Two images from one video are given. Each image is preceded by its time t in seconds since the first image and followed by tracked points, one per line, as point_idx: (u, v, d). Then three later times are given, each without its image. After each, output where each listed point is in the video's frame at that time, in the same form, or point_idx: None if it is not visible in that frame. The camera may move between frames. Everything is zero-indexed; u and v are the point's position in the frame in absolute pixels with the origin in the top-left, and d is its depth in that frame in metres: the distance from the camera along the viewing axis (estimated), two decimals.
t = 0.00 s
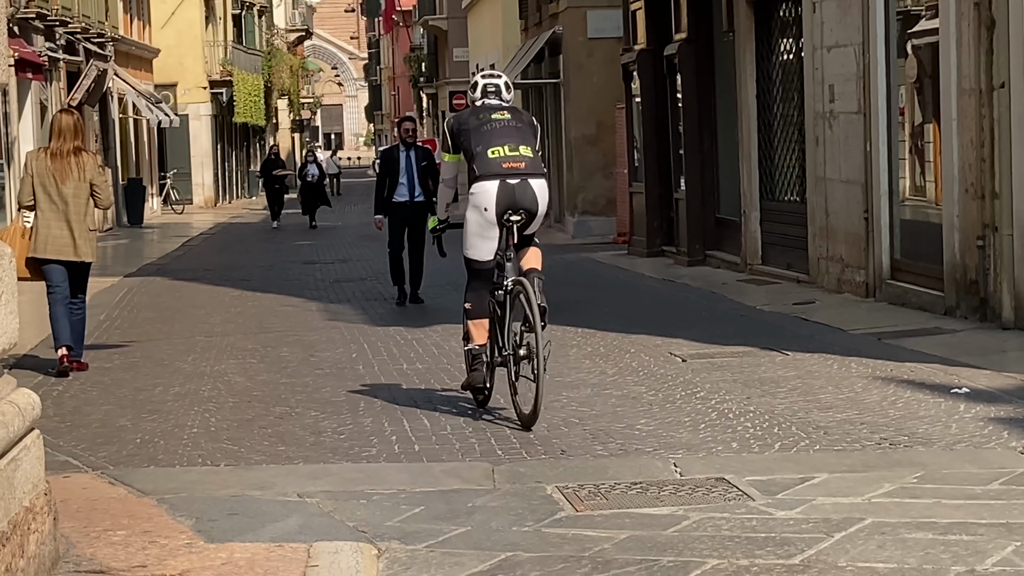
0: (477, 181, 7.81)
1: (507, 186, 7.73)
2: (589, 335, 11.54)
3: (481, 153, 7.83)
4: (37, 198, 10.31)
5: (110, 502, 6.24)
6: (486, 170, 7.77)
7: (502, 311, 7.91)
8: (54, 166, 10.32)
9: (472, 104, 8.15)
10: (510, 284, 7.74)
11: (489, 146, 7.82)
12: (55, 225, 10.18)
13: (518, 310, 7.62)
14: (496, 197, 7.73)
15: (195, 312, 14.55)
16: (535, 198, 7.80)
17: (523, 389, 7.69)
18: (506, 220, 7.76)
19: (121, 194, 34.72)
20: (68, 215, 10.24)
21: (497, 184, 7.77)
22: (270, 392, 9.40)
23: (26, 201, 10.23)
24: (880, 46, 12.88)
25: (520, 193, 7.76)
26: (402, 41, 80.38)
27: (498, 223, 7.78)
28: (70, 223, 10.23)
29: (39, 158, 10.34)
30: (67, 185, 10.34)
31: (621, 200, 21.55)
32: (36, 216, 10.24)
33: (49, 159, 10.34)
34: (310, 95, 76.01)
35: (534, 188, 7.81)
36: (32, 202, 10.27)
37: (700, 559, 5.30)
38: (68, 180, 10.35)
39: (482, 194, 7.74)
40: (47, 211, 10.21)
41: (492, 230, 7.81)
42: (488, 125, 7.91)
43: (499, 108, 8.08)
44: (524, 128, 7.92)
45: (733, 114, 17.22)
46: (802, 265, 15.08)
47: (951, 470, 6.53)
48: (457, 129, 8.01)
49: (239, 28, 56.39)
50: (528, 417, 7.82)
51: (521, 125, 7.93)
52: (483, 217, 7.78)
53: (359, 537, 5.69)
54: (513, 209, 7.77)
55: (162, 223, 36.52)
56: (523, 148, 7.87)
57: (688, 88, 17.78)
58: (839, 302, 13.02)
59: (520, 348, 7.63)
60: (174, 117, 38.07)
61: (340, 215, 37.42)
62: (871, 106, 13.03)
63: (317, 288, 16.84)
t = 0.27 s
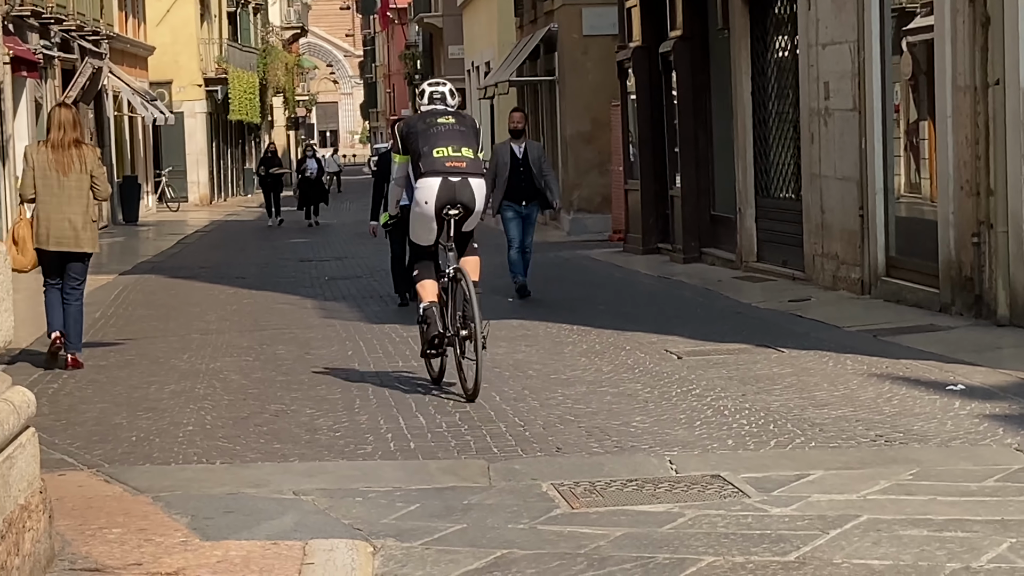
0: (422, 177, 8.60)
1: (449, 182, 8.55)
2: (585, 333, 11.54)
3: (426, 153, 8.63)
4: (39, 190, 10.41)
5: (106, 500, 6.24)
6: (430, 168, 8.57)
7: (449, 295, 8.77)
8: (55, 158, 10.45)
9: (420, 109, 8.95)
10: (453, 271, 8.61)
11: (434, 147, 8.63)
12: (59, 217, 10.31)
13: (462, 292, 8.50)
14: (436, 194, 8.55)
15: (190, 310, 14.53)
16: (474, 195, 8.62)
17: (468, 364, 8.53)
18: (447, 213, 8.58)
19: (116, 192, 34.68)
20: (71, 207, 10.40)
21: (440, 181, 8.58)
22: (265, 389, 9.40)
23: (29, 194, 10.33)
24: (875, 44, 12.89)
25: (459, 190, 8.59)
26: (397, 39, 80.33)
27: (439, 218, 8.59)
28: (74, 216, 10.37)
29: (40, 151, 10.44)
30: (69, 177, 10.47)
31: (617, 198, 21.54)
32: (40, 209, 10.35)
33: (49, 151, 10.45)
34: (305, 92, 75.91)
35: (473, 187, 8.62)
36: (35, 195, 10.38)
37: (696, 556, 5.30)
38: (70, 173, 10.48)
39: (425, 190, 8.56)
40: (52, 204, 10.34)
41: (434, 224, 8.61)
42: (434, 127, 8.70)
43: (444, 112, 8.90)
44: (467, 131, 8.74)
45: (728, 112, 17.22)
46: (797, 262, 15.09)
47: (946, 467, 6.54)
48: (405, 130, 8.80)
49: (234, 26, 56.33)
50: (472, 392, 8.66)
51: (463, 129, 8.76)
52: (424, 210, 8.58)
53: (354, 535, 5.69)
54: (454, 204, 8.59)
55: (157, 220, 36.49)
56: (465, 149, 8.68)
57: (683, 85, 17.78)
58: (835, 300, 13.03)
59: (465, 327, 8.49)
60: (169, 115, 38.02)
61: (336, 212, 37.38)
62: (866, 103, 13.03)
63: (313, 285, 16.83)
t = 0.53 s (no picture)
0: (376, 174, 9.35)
1: (400, 178, 9.27)
2: (580, 330, 11.55)
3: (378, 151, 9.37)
4: (35, 195, 10.47)
5: (101, 498, 6.24)
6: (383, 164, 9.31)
7: (399, 282, 9.54)
8: (50, 163, 10.48)
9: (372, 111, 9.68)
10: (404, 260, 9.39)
11: (387, 147, 9.36)
12: (54, 221, 10.39)
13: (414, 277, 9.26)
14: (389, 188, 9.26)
15: (186, 307, 14.54)
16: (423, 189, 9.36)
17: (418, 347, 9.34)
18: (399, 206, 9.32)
19: (111, 189, 34.66)
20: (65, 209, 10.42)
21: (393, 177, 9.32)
22: (260, 386, 9.40)
23: (23, 201, 10.43)
24: (870, 41, 12.90)
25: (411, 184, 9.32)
26: (392, 36, 80.30)
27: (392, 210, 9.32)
28: (68, 220, 10.43)
29: (35, 155, 10.51)
30: (64, 180, 10.49)
31: (612, 195, 21.55)
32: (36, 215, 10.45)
33: (44, 156, 10.49)
34: (300, 89, 75.85)
35: (423, 183, 9.37)
36: (31, 199, 10.47)
37: (691, 553, 5.31)
38: (66, 176, 10.51)
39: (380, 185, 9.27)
40: (46, 209, 10.41)
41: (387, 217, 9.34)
42: (386, 128, 9.44)
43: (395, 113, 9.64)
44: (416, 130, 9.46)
45: (723, 109, 17.23)
46: (792, 260, 15.10)
47: (941, 464, 6.55)
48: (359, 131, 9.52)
49: (229, 23, 56.29)
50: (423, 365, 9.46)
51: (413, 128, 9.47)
52: (379, 203, 9.30)
53: (350, 532, 5.70)
54: (405, 198, 9.32)
55: (152, 218, 36.46)
56: (414, 148, 9.43)
57: (679, 83, 17.79)
58: (829, 297, 13.03)
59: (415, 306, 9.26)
60: (164, 112, 38.00)
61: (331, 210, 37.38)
62: (861, 100, 13.04)
63: (308, 282, 16.82)
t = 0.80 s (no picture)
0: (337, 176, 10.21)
1: (359, 181, 10.13)
2: (576, 328, 11.54)
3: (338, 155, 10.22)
4: (25, 190, 10.73)
5: (96, 496, 6.23)
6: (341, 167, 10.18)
7: (355, 276, 10.30)
8: (41, 158, 10.76)
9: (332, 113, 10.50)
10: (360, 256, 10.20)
11: (347, 151, 10.19)
12: (46, 213, 10.62)
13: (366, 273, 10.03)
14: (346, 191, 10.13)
15: (181, 305, 14.53)
16: (380, 190, 10.24)
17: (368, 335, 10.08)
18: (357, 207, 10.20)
19: (106, 187, 34.63)
20: (54, 203, 10.69)
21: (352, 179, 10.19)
22: (256, 384, 9.39)
23: (14, 194, 10.66)
24: (866, 39, 12.90)
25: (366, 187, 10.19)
26: (388, 34, 80.27)
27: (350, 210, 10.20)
28: (59, 212, 10.67)
29: (26, 151, 10.78)
30: (54, 175, 10.78)
31: (608, 193, 21.55)
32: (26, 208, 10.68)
33: (35, 151, 10.77)
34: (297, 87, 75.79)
35: (380, 184, 10.24)
36: (21, 193, 10.71)
37: (687, 551, 5.31)
38: (56, 170, 10.79)
39: (339, 187, 10.14)
40: (37, 201, 10.65)
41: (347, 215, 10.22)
42: (345, 132, 10.25)
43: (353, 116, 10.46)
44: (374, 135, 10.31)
45: (719, 107, 17.23)
46: (788, 258, 15.10)
47: (936, 462, 6.55)
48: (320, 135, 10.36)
49: (225, 21, 56.25)
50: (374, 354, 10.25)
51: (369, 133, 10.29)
52: (339, 203, 10.18)
53: (345, 530, 5.69)
54: (363, 198, 10.19)
55: (148, 216, 36.43)
56: (372, 152, 10.29)
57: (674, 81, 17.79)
58: (825, 295, 13.03)
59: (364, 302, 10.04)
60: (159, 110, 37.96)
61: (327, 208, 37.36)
62: (857, 98, 13.05)
63: (303, 281, 16.81)
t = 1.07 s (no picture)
0: (305, 176, 11.20)
1: (324, 180, 11.10)
2: (572, 328, 11.54)
3: (307, 156, 11.18)
4: (19, 191, 10.73)
5: (91, 496, 6.23)
6: (308, 168, 11.17)
7: (319, 267, 11.18)
8: (35, 159, 10.76)
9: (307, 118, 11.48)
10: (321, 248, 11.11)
11: (312, 154, 11.17)
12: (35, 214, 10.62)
13: (329, 269, 10.95)
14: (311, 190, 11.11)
15: (177, 305, 14.52)
16: (343, 190, 11.17)
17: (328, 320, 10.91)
18: (321, 205, 11.15)
19: (102, 187, 34.61)
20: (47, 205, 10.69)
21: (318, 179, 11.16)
22: (252, 384, 9.38)
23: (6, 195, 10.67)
24: (861, 40, 12.91)
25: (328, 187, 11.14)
26: (385, 34, 80.20)
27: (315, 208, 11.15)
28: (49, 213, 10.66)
29: (21, 153, 10.79)
30: (47, 176, 10.77)
31: (603, 193, 21.54)
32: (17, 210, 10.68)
33: (29, 153, 10.77)
34: (293, 88, 75.74)
35: (343, 185, 11.19)
36: (14, 195, 10.71)
37: (682, 552, 5.30)
38: (49, 172, 10.78)
39: (305, 186, 11.13)
40: (28, 203, 10.65)
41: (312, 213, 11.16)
42: (314, 136, 11.20)
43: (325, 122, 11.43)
44: (341, 140, 11.22)
45: (714, 107, 17.23)
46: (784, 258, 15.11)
47: (931, 462, 6.56)
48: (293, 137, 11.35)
49: (221, 21, 56.24)
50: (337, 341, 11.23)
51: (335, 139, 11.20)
52: (305, 201, 11.14)
53: (341, 530, 5.69)
54: (326, 197, 11.13)
55: (144, 216, 36.40)
56: (338, 155, 11.22)
57: (670, 81, 17.79)
58: (821, 295, 13.04)
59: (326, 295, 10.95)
60: (155, 110, 37.94)
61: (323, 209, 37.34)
62: (852, 99, 13.06)
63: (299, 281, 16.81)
